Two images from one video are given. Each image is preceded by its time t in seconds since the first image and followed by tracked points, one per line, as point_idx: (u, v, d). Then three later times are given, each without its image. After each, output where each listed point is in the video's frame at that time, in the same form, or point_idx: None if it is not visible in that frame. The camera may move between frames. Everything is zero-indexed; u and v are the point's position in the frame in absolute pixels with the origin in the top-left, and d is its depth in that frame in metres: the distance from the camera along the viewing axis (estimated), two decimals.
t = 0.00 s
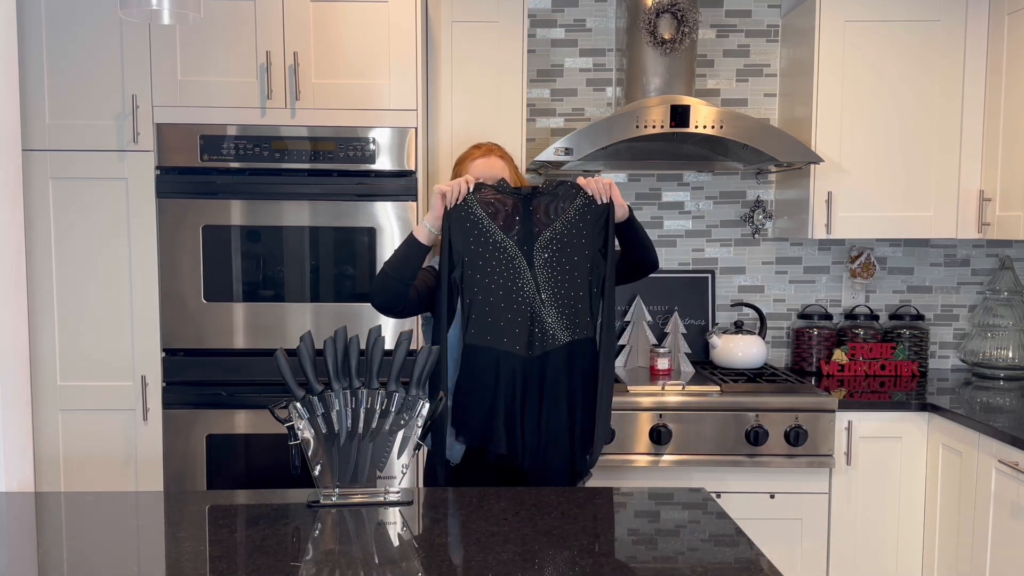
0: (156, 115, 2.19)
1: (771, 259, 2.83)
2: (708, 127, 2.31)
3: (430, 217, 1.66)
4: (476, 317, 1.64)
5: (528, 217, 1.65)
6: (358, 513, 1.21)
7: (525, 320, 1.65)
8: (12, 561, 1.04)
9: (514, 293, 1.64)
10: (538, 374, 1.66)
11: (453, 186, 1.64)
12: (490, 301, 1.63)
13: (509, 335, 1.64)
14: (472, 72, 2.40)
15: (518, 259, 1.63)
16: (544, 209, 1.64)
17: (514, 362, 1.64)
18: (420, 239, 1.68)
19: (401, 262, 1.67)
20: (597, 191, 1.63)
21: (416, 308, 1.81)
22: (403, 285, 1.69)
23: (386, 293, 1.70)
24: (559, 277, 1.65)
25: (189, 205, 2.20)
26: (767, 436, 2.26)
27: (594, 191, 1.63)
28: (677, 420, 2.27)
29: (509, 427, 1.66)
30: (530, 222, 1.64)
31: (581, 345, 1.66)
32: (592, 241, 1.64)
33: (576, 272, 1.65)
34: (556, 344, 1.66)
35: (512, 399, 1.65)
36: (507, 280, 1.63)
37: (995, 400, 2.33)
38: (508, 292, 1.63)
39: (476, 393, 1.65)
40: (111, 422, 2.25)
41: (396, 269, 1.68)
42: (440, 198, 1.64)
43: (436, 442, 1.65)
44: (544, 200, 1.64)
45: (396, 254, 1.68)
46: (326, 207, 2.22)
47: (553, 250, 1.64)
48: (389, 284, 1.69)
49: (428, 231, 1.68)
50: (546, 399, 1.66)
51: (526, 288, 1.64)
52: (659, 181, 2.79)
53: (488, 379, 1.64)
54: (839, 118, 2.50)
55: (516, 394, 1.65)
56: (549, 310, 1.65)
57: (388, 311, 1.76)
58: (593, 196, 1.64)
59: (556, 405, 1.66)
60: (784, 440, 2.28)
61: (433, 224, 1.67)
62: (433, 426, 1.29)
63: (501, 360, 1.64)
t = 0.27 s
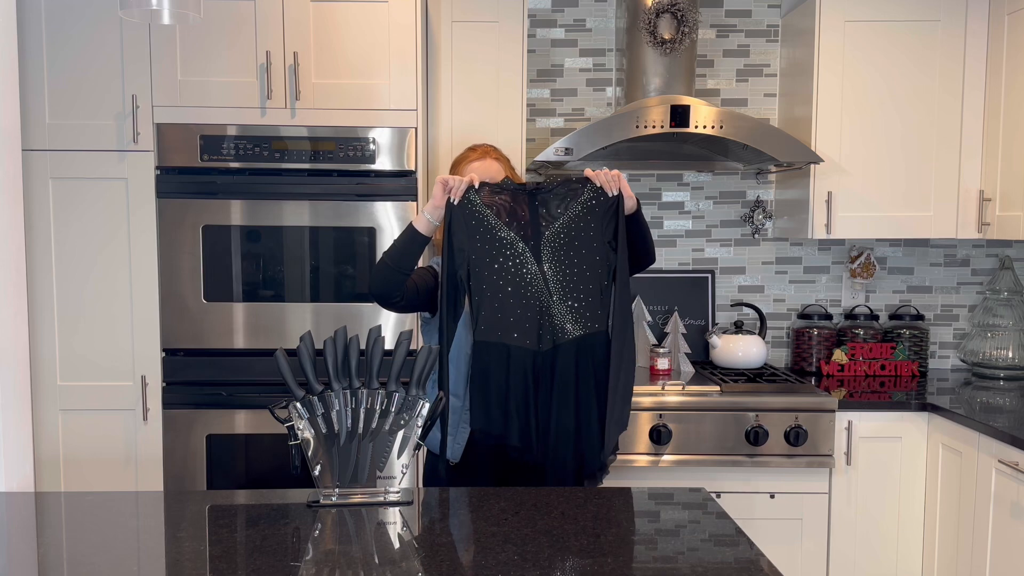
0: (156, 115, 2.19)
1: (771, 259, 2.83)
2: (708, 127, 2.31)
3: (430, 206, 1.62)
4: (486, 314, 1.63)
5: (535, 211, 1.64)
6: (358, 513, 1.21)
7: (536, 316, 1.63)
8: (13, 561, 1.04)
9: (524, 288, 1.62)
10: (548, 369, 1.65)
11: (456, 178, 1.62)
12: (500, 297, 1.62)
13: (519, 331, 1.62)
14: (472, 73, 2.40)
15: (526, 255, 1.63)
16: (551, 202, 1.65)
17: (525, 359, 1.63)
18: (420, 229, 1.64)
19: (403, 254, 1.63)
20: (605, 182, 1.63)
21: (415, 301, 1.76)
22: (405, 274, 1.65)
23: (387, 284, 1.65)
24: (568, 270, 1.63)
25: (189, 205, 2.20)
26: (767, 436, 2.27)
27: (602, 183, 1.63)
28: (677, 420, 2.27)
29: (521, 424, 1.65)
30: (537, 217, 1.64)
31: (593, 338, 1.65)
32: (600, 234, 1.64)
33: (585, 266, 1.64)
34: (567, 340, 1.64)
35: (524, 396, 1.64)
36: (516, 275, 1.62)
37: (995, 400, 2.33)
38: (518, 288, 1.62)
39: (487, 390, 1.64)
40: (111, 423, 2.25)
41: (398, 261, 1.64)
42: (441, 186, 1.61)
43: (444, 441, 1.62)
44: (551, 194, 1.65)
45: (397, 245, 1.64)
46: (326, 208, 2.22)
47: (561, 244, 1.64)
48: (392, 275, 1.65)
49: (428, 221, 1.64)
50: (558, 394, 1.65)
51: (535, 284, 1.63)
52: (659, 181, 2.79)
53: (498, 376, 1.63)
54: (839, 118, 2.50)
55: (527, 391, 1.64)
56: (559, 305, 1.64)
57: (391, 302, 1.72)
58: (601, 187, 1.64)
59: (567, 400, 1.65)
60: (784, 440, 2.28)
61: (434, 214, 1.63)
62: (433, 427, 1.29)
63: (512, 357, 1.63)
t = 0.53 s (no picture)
0: (156, 115, 2.19)
1: (771, 259, 2.83)
2: (708, 127, 2.31)
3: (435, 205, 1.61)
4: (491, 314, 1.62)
5: (539, 209, 1.64)
6: (358, 513, 1.21)
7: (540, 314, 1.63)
8: (13, 561, 1.04)
9: (530, 287, 1.62)
10: (556, 367, 1.65)
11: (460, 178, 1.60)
12: (506, 296, 1.62)
13: (525, 330, 1.63)
14: (472, 73, 2.40)
15: (531, 253, 1.62)
16: (556, 199, 1.64)
17: (531, 357, 1.63)
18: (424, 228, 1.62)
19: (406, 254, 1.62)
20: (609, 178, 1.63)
21: (415, 299, 1.76)
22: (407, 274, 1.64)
23: (388, 283, 1.64)
24: (573, 267, 1.63)
25: (189, 205, 2.20)
26: (767, 436, 2.27)
27: (605, 178, 1.63)
28: (677, 420, 2.27)
29: (529, 423, 1.65)
30: (541, 214, 1.64)
31: (600, 334, 1.65)
32: (605, 230, 1.63)
33: (591, 262, 1.63)
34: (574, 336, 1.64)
35: (532, 395, 1.64)
36: (520, 275, 1.62)
37: (995, 400, 2.33)
38: (522, 287, 1.62)
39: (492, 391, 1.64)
40: (111, 423, 2.25)
41: (400, 260, 1.63)
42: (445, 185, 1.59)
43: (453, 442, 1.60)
44: (555, 190, 1.64)
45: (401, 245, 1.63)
46: (326, 208, 2.22)
47: (564, 242, 1.63)
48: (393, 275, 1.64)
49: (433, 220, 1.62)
50: (567, 392, 1.65)
51: (542, 282, 1.63)
52: (659, 181, 2.79)
53: (506, 376, 1.63)
54: (839, 118, 2.50)
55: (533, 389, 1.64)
56: (565, 303, 1.64)
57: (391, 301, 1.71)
58: (605, 182, 1.64)
59: (577, 397, 1.65)
60: (784, 440, 2.28)
61: (439, 213, 1.61)
62: (433, 427, 1.29)
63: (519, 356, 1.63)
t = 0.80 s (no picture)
0: (156, 115, 2.19)
1: (771, 259, 2.83)
2: (708, 127, 2.31)
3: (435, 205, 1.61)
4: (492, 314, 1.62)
5: (540, 208, 1.64)
6: (358, 513, 1.21)
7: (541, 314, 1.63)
8: (13, 561, 1.04)
9: (531, 286, 1.62)
10: (558, 367, 1.64)
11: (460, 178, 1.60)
12: (507, 296, 1.62)
13: (527, 330, 1.63)
14: (472, 73, 2.41)
15: (531, 253, 1.62)
16: (555, 198, 1.64)
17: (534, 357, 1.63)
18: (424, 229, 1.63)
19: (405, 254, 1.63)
20: (609, 176, 1.63)
21: (415, 299, 1.76)
22: (407, 273, 1.64)
23: (388, 282, 1.64)
24: (575, 266, 1.63)
25: (189, 205, 2.20)
26: (767, 436, 2.27)
27: (606, 177, 1.64)
28: (677, 420, 2.27)
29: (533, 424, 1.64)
30: (542, 213, 1.64)
31: (601, 333, 1.65)
32: (605, 229, 1.64)
33: (592, 261, 1.63)
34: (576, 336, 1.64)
35: (535, 395, 1.64)
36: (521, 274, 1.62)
37: (995, 400, 2.33)
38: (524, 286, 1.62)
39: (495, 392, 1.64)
40: (111, 423, 2.25)
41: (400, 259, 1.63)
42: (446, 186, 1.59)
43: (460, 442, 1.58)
44: (555, 189, 1.64)
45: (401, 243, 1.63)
46: (326, 208, 2.22)
47: (566, 241, 1.63)
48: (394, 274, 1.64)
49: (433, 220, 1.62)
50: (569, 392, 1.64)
51: (542, 282, 1.62)
52: (659, 181, 2.79)
53: (508, 376, 1.63)
54: (839, 118, 2.50)
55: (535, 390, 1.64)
56: (567, 302, 1.63)
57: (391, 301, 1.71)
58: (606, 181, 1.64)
59: (579, 397, 1.64)
60: (784, 440, 2.28)
61: (438, 213, 1.61)
62: (433, 427, 1.29)
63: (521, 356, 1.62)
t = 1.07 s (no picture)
0: (156, 115, 2.19)
1: (771, 259, 2.83)
2: (708, 127, 2.31)
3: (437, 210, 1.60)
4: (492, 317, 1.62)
5: (541, 213, 1.64)
6: (358, 513, 1.21)
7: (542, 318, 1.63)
8: (13, 561, 1.04)
9: (530, 291, 1.62)
10: (556, 373, 1.64)
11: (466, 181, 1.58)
12: (506, 300, 1.62)
13: (526, 334, 1.62)
14: (472, 73, 2.41)
15: (531, 257, 1.62)
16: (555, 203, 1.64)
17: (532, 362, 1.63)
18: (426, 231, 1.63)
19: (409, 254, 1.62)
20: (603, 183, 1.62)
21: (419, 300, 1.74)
22: (410, 275, 1.64)
23: (393, 282, 1.64)
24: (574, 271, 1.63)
25: (189, 205, 2.20)
26: (767, 436, 2.27)
27: (599, 184, 1.62)
28: (678, 420, 2.27)
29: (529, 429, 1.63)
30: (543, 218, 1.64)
31: (600, 340, 1.64)
32: (604, 235, 1.64)
33: (591, 267, 1.63)
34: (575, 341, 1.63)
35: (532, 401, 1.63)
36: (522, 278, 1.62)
37: (995, 400, 2.33)
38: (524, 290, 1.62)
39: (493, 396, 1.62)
40: (112, 423, 2.25)
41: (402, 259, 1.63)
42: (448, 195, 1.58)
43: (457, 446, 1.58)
44: (555, 194, 1.64)
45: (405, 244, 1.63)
46: (326, 208, 2.22)
47: (568, 245, 1.63)
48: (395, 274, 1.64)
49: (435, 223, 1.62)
50: (566, 398, 1.63)
51: (542, 286, 1.63)
52: (659, 181, 2.79)
53: (506, 380, 1.62)
54: (839, 118, 2.50)
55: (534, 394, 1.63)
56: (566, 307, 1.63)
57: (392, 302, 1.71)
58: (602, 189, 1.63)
59: (577, 404, 1.63)
60: (784, 440, 2.28)
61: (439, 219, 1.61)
62: (433, 427, 1.29)
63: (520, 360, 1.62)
